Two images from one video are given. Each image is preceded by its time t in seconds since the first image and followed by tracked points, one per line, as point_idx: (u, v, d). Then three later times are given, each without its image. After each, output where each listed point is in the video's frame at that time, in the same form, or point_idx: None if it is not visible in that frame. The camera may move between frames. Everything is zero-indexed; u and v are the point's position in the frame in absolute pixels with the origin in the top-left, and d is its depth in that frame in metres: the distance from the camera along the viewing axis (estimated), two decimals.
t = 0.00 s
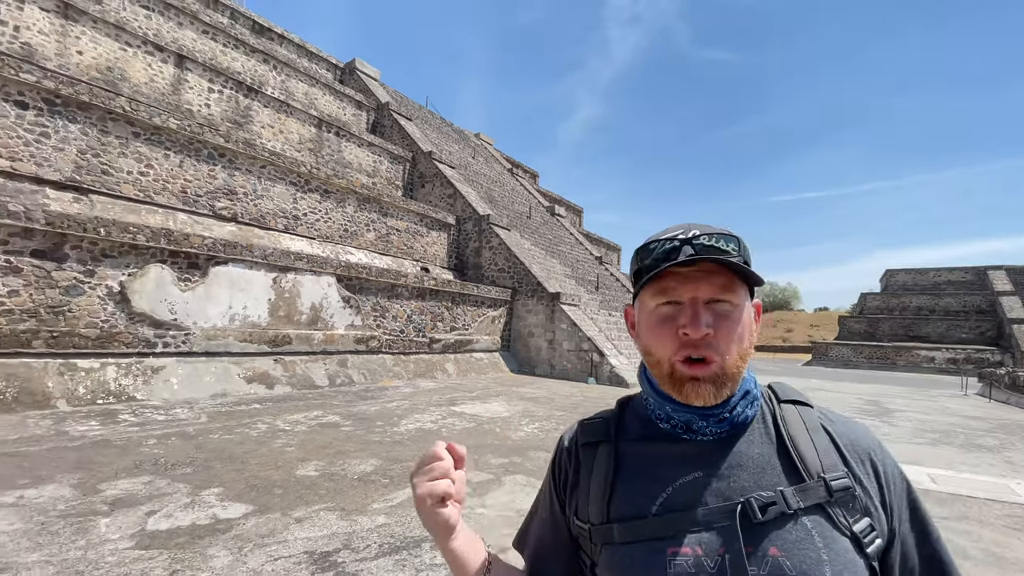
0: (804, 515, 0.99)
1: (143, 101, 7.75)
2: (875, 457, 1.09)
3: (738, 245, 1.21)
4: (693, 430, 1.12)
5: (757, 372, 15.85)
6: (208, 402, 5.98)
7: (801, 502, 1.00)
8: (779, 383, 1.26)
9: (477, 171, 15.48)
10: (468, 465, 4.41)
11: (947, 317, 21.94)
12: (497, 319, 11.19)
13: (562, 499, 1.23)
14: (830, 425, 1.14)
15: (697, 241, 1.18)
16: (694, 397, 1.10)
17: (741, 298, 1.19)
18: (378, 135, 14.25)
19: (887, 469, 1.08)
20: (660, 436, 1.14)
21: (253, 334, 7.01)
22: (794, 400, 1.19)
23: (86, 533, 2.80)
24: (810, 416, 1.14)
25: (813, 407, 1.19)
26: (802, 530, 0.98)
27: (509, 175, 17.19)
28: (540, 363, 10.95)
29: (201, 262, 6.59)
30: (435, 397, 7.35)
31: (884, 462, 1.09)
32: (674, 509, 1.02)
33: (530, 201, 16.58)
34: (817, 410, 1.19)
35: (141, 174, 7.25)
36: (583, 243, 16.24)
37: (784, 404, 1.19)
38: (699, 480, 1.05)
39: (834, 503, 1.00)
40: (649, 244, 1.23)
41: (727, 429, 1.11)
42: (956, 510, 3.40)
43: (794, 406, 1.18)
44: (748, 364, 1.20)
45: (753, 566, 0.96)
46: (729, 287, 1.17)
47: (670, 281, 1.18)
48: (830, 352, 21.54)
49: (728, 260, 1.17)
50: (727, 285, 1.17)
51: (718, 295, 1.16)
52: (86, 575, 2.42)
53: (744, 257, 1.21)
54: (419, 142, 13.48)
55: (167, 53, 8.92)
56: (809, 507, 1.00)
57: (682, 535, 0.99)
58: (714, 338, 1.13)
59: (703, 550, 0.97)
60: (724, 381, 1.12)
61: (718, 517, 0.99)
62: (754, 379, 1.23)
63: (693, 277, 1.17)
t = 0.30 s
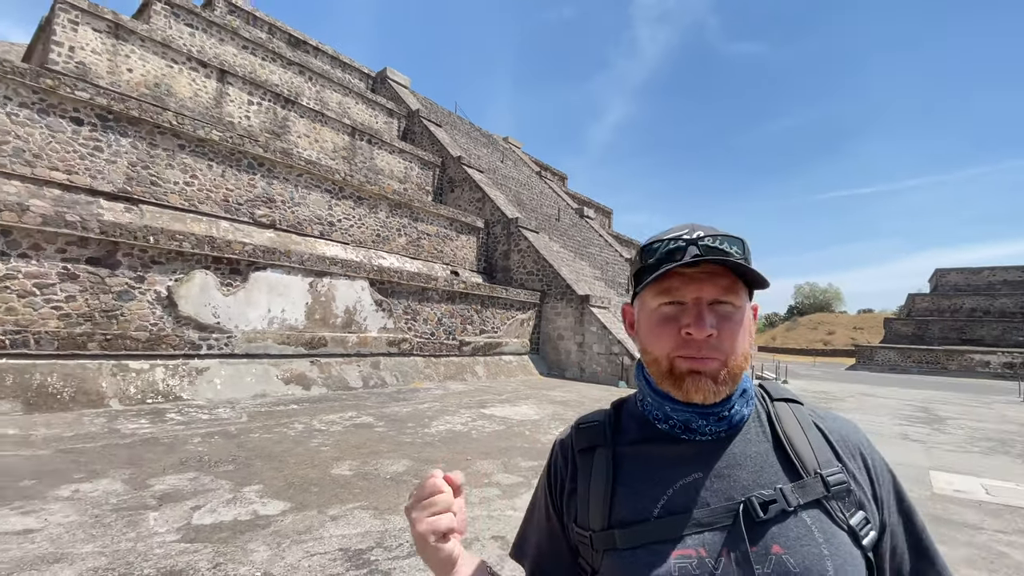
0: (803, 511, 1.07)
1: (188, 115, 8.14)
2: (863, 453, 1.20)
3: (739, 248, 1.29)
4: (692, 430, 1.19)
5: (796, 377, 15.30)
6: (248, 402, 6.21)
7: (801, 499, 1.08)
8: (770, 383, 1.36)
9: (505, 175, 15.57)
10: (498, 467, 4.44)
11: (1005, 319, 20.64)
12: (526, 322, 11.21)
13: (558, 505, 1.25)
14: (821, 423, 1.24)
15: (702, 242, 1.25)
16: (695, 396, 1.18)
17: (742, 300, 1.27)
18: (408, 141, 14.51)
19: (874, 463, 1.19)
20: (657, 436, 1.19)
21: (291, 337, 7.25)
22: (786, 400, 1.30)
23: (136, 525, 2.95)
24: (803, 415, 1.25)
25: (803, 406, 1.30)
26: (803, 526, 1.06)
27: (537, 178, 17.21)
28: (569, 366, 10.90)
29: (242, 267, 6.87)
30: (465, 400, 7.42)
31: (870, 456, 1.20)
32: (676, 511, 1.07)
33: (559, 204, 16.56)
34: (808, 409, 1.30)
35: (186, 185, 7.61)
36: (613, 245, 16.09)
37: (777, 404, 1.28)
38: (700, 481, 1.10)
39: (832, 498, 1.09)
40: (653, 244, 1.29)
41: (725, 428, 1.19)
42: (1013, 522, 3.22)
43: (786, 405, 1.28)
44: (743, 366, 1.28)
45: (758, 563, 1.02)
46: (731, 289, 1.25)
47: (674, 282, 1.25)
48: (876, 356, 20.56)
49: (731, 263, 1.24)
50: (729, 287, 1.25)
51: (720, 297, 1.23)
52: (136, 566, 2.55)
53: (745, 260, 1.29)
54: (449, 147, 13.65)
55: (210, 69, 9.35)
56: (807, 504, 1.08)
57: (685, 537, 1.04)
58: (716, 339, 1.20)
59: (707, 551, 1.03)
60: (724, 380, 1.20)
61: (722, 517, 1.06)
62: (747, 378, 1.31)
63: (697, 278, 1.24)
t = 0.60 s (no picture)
0: (819, 516, 1.05)
1: (227, 128, 8.50)
2: (886, 457, 1.16)
3: (744, 251, 1.29)
4: (706, 435, 1.19)
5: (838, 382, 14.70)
6: (285, 404, 6.41)
7: (817, 504, 1.06)
8: (788, 387, 1.34)
9: (533, 179, 15.59)
10: (528, 471, 4.44)
11: None
12: (555, 325, 11.18)
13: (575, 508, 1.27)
14: (841, 427, 1.21)
15: (705, 248, 1.26)
16: (707, 403, 1.18)
17: (750, 303, 1.27)
18: (437, 148, 14.72)
19: (898, 469, 1.15)
20: (671, 440, 1.20)
21: (326, 340, 7.44)
22: (804, 403, 1.27)
23: (181, 521, 3.09)
24: (820, 418, 1.22)
25: (821, 410, 1.26)
26: (820, 531, 1.04)
27: (565, 181, 17.18)
28: (599, 370, 10.80)
29: (279, 273, 7.10)
30: (495, 403, 7.44)
31: (895, 462, 1.16)
32: (690, 513, 1.07)
33: (587, 206, 16.47)
34: (827, 412, 1.27)
35: (227, 195, 7.93)
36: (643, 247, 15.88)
37: (794, 406, 1.27)
38: (714, 484, 1.10)
39: (850, 503, 1.06)
40: (658, 252, 1.31)
41: (740, 433, 1.18)
42: None
43: (804, 408, 1.26)
44: (759, 370, 1.27)
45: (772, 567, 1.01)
46: (738, 293, 1.26)
47: (679, 288, 1.26)
48: (924, 360, 19.60)
49: (737, 266, 1.25)
50: (736, 290, 1.25)
51: (727, 302, 1.24)
52: (182, 560, 2.66)
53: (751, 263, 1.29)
54: (477, 153, 13.77)
55: (249, 83, 9.73)
56: (824, 508, 1.06)
57: (698, 540, 1.04)
58: (725, 344, 1.21)
59: (721, 554, 1.02)
60: (737, 386, 1.20)
61: (735, 521, 1.05)
62: (763, 384, 1.30)
63: (702, 285, 1.25)
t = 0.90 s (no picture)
0: (845, 522, 1.03)
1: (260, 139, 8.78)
2: (921, 463, 1.11)
3: (763, 255, 1.27)
4: (729, 439, 1.18)
5: (876, 388, 14.14)
6: (316, 406, 6.56)
7: (842, 510, 1.04)
8: (818, 390, 1.30)
9: (557, 183, 15.58)
10: (554, 476, 4.42)
11: None
12: (580, 330, 11.12)
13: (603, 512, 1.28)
14: (873, 431, 1.17)
15: (723, 253, 1.25)
16: (727, 407, 1.17)
17: (770, 307, 1.24)
18: (462, 154, 14.87)
19: (935, 476, 1.10)
20: (694, 444, 1.20)
21: (354, 344, 7.59)
22: (833, 407, 1.23)
23: (219, 520, 3.20)
24: (850, 422, 1.18)
25: (853, 415, 1.22)
26: (846, 537, 1.01)
27: (589, 185, 17.10)
28: (626, 375, 10.67)
29: (310, 279, 7.28)
30: (521, 408, 7.43)
31: (932, 468, 1.10)
32: (712, 516, 1.08)
33: (612, 210, 16.35)
34: (859, 417, 1.23)
35: (261, 204, 8.19)
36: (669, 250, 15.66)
37: (823, 410, 1.23)
38: (736, 488, 1.10)
39: (879, 511, 1.03)
40: (676, 258, 1.30)
41: (763, 437, 1.16)
42: None
43: (834, 413, 1.22)
44: (781, 373, 1.24)
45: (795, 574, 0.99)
46: (757, 297, 1.24)
47: (697, 293, 1.25)
48: (969, 366, 18.68)
49: (754, 270, 1.22)
50: (754, 294, 1.23)
51: (744, 306, 1.22)
52: (220, 557, 2.76)
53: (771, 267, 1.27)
54: (501, 158, 13.85)
55: (281, 95, 10.04)
56: (850, 514, 1.03)
57: (720, 543, 1.04)
58: (743, 348, 1.19)
59: (742, 558, 1.02)
60: (758, 391, 1.17)
61: (757, 525, 1.04)
62: (790, 388, 1.27)
63: (720, 289, 1.24)
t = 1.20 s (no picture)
0: (875, 529, 0.99)
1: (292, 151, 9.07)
2: (957, 470, 1.06)
3: (755, 266, 1.23)
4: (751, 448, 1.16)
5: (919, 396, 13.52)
6: (345, 411, 6.68)
7: (872, 516, 1.00)
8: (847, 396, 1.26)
9: (582, 188, 15.53)
10: (581, 484, 4.39)
11: None
12: (606, 336, 11.02)
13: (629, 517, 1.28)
14: (905, 438, 1.12)
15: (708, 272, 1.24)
16: (729, 423, 1.16)
17: (768, 319, 1.20)
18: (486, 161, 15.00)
19: (972, 483, 1.04)
20: (719, 452, 1.19)
21: (382, 350, 7.71)
22: (862, 413, 1.19)
23: (252, 522, 3.28)
24: (880, 428, 1.14)
25: (884, 421, 1.18)
26: (876, 544, 0.98)
27: (614, 189, 16.99)
28: (653, 382, 10.51)
29: (340, 286, 7.44)
30: (546, 414, 7.40)
31: (968, 477, 1.05)
32: (738, 523, 1.07)
33: (638, 214, 16.19)
34: (890, 424, 1.18)
35: (293, 214, 8.44)
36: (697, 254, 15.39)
37: (852, 416, 1.19)
38: (762, 495, 1.08)
39: (910, 518, 0.99)
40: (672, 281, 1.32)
41: (786, 445, 1.14)
42: None
43: (863, 419, 1.18)
44: (795, 381, 1.21)
45: None
46: (750, 310, 1.20)
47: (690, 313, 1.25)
48: (1020, 373, 17.69)
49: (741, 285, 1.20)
50: (747, 308, 1.20)
51: (736, 321, 1.19)
52: (254, 558, 2.83)
53: (764, 276, 1.22)
54: (525, 164, 13.91)
55: (311, 108, 10.35)
56: (880, 522, 1.00)
57: (746, 551, 1.03)
58: (738, 365, 1.17)
59: (769, 565, 1.00)
60: (761, 405, 1.14)
61: (783, 532, 1.02)
62: (814, 396, 1.23)
63: (709, 307, 1.23)
